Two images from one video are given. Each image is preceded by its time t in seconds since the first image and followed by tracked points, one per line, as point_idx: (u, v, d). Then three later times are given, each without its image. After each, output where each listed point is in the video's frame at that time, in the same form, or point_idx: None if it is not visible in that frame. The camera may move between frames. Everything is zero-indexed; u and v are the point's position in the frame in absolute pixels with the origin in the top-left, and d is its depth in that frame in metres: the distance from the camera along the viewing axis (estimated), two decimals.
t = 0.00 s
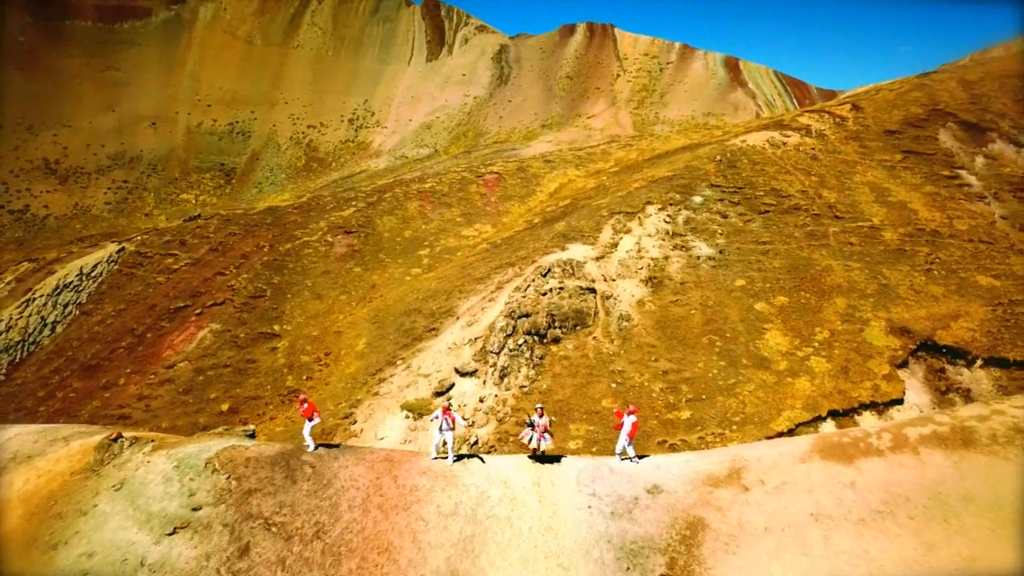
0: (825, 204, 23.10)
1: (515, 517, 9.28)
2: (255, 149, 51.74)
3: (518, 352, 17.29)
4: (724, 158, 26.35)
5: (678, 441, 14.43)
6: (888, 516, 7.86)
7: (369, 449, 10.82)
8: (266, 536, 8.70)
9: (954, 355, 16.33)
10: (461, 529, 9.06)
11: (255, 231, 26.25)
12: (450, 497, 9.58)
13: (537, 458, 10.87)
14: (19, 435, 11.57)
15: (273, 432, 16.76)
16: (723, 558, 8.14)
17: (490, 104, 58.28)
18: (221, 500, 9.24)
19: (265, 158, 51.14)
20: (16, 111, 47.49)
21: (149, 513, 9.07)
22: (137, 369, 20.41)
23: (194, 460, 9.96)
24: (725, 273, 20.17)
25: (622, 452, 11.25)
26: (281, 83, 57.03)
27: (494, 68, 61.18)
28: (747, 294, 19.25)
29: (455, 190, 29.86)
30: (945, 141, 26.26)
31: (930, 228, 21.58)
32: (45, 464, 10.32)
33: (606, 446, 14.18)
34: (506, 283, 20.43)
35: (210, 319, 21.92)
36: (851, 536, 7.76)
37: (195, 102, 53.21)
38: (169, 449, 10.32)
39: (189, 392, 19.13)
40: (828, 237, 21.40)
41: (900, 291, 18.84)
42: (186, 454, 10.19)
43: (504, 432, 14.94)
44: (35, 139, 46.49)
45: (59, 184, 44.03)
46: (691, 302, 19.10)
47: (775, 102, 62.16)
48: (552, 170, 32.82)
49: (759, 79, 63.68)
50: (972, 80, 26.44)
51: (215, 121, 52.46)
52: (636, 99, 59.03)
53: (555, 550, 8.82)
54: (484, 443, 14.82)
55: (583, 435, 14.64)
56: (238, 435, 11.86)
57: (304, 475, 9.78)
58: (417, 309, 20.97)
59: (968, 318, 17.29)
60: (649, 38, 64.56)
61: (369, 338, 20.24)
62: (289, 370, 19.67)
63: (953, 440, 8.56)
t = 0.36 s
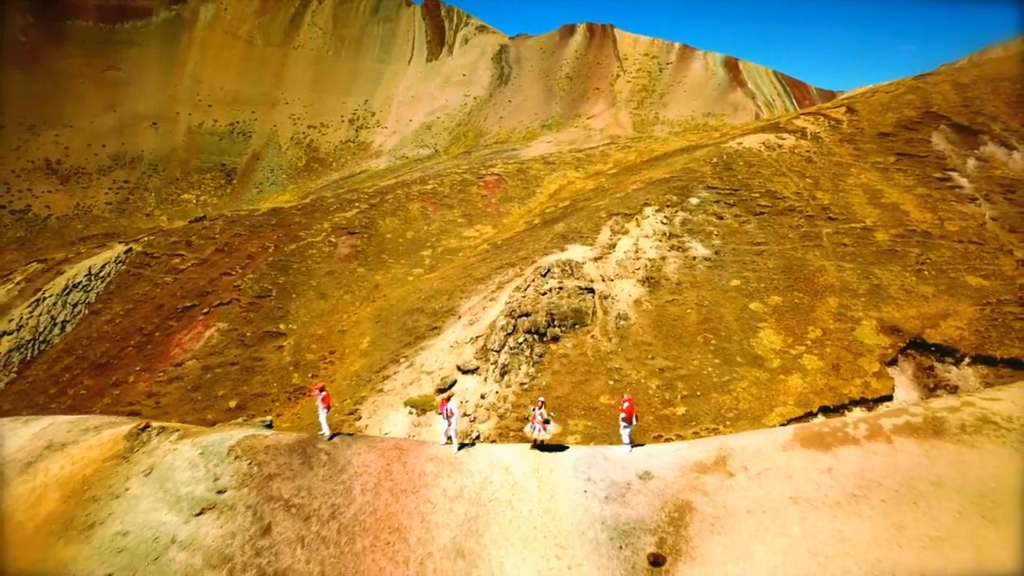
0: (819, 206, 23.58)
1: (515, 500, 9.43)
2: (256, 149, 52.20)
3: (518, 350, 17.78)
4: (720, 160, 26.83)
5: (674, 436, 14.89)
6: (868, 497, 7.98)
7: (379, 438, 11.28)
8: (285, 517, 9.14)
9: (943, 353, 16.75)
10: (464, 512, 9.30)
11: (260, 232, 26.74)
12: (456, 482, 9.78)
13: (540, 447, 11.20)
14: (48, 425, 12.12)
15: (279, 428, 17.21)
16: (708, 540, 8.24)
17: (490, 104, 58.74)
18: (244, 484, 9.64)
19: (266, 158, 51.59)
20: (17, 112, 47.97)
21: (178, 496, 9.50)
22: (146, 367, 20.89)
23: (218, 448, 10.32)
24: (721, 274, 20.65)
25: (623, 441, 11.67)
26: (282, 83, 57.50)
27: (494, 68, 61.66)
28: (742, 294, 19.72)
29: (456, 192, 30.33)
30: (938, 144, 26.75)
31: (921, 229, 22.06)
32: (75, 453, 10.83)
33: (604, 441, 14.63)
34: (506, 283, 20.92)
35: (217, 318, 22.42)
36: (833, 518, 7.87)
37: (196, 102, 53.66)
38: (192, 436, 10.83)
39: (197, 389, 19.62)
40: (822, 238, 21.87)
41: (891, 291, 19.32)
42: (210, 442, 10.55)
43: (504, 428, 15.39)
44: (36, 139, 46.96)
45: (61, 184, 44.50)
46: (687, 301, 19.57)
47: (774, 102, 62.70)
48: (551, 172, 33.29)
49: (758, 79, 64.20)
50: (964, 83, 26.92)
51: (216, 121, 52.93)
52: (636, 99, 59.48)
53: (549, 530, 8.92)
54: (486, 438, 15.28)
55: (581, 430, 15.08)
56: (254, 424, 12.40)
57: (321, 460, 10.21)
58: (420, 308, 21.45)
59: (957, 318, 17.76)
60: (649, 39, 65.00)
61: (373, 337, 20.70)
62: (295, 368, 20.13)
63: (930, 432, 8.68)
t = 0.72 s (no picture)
0: (811, 207, 24.15)
1: (516, 480, 9.48)
2: (256, 148, 52.73)
3: (519, 347, 18.43)
4: (715, 162, 27.42)
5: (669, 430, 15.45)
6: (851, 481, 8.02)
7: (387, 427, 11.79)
8: (306, 495, 9.30)
9: (930, 350, 17.31)
10: (471, 492, 9.39)
11: (265, 232, 27.32)
12: (462, 465, 9.85)
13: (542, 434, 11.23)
14: (83, 417, 12.37)
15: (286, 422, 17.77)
16: (692, 516, 8.27)
17: (490, 104, 59.30)
18: (267, 466, 9.99)
19: (267, 158, 52.14)
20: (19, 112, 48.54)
21: (206, 478, 9.79)
22: (156, 364, 21.46)
23: (242, 435, 10.76)
24: (716, 273, 21.24)
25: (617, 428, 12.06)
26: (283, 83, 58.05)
27: (494, 68, 62.25)
28: (736, 293, 20.30)
29: (457, 193, 30.89)
30: (930, 146, 27.35)
31: (911, 230, 22.61)
32: (110, 441, 11.10)
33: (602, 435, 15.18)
34: (506, 283, 21.51)
35: (225, 316, 23.01)
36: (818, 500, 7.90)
37: (197, 102, 54.18)
38: (220, 425, 11.12)
39: (206, 385, 20.19)
40: (814, 239, 22.44)
41: (880, 290, 19.88)
42: (234, 429, 10.97)
43: (505, 422, 15.94)
44: (38, 139, 47.53)
45: (63, 184, 45.06)
46: (682, 300, 20.16)
47: (773, 102, 63.33)
48: (551, 173, 33.85)
49: (758, 79, 64.81)
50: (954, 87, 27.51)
51: (217, 121, 53.45)
52: (635, 99, 60.02)
53: (547, 509, 8.92)
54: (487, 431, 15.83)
55: (580, 424, 15.65)
56: (277, 416, 12.68)
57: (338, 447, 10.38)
58: (423, 307, 22.04)
59: (944, 316, 18.34)
60: (648, 39, 65.54)
61: (378, 335, 21.27)
62: (301, 365, 20.69)
63: (899, 419, 8.75)
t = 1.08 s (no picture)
0: (805, 209, 24.76)
1: (518, 465, 9.28)
2: (257, 149, 53.28)
3: (519, 345, 19.10)
4: (711, 165, 28.02)
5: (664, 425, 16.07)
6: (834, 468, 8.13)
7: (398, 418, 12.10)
8: (326, 476, 9.09)
9: (917, 348, 18.06)
10: (476, 477, 9.08)
11: (271, 233, 27.93)
12: (468, 450, 9.57)
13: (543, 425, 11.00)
14: (115, 405, 12.07)
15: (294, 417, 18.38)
16: (681, 501, 8.29)
17: (490, 105, 59.91)
18: (288, 451, 9.75)
19: (268, 158, 52.73)
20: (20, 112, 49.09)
21: (232, 463, 9.65)
22: (167, 361, 22.07)
23: (263, 422, 10.48)
24: (711, 273, 21.85)
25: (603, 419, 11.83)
26: (284, 83, 58.63)
27: (494, 69, 62.86)
28: (730, 292, 20.91)
29: (459, 195, 31.49)
30: (921, 149, 27.99)
31: (901, 231, 23.25)
32: (142, 429, 10.92)
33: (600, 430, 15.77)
34: (507, 283, 22.13)
35: (233, 315, 23.63)
36: (803, 486, 8.00)
37: (198, 103, 54.75)
38: (243, 412, 10.94)
39: (216, 382, 20.80)
40: (806, 240, 23.06)
41: (870, 290, 20.50)
42: (256, 418, 10.69)
43: (506, 417, 16.53)
44: (39, 139, 48.09)
45: (64, 184, 45.62)
46: (678, 300, 20.77)
47: (772, 103, 63.97)
48: (550, 176, 34.47)
49: (757, 80, 65.48)
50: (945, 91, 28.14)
51: (218, 122, 54.01)
52: (635, 100, 60.62)
53: (546, 489, 8.83)
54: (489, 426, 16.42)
55: (578, 419, 16.27)
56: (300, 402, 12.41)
57: (353, 434, 10.01)
58: (426, 306, 22.67)
59: (931, 316, 18.99)
60: (648, 40, 66.11)
61: (382, 333, 21.88)
62: (308, 362, 21.30)
63: (872, 409, 8.95)
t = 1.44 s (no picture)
0: (797, 214, 25.47)
1: (520, 453, 9.82)
2: (259, 152, 54.01)
3: (520, 345, 19.81)
4: (707, 171, 28.75)
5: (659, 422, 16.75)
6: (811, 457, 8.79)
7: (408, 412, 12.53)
8: (343, 462, 9.49)
9: (904, 349, 18.68)
10: (481, 464, 9.62)
11: (278, 237, 28.63)
12: (473, 439, 10.11)
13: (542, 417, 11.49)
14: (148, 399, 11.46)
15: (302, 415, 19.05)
16: (670, 487, 8.92)
17: (491, 108, 60.68)
18: (310, 439, 9.93)
19: (269, 161, 53.45)
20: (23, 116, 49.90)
21: (258, 450, 9.70)
22: (178, 361, 22.77)
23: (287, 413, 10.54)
24: (705, 277, 22.55)
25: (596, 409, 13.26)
26: (285, 87, 59.35)
27: (494, 73, 63.66)
28: (724, 295, 21.61)
29: (461, 200, 32.20)
30: (912, 155, 28.69)
31: (891, 236, 23.96)
32: (174, 417, 10.70)
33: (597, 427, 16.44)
34: (508, 286, 22.90)
35: (241, 317, 24.33)
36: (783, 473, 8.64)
37: (200, 106, 55.48)
38: (266, 403, 10.90)
39: (226, 381, 21.49)
40: (799, 244, 23.76)
41: (860, 293, 21.19)
42: (279, 409, 10.74)
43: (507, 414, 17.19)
44: (42, 143, 48.86)
45: (66, 188, 46.38)
46: (673, 302, 21.47)
47: (771, 107, 64.74)
48: (550, 181, 35.19)
49: (756, 84, 66.29)
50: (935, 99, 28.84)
51: (219, 125, 54.72)
52: (634, 104, 61.30)
53: (545, 475, 9.41)
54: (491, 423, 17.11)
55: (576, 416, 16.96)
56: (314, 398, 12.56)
57: (367, 422, 10.50)
58: (430, 308, 23.37)
59: (918, 317, 19.68)
60: (648, 44, 66.85)
61: (387, 334, 22.58)
62: (315, 363, 22.00)
63: (847, 402, 9.64)
